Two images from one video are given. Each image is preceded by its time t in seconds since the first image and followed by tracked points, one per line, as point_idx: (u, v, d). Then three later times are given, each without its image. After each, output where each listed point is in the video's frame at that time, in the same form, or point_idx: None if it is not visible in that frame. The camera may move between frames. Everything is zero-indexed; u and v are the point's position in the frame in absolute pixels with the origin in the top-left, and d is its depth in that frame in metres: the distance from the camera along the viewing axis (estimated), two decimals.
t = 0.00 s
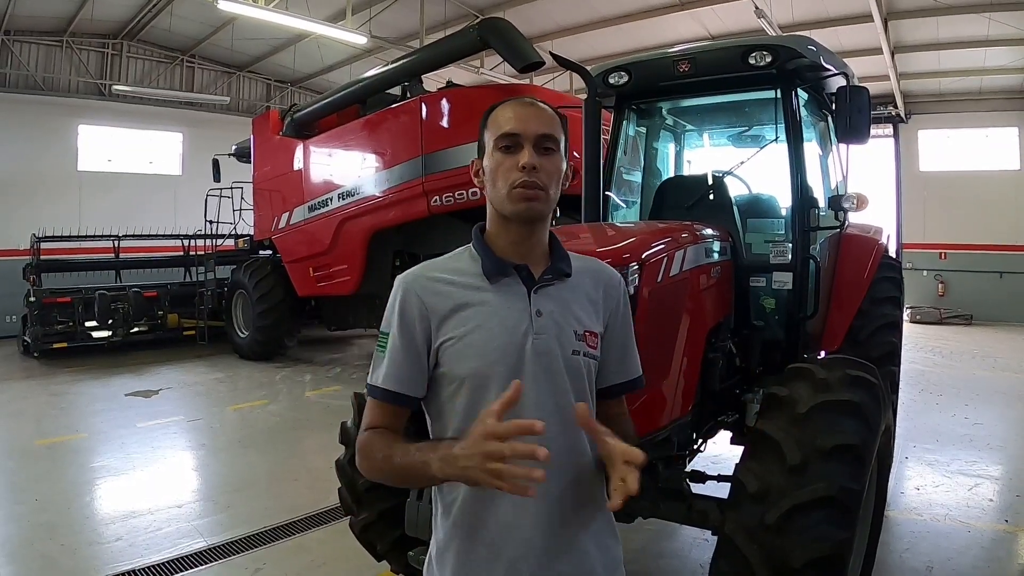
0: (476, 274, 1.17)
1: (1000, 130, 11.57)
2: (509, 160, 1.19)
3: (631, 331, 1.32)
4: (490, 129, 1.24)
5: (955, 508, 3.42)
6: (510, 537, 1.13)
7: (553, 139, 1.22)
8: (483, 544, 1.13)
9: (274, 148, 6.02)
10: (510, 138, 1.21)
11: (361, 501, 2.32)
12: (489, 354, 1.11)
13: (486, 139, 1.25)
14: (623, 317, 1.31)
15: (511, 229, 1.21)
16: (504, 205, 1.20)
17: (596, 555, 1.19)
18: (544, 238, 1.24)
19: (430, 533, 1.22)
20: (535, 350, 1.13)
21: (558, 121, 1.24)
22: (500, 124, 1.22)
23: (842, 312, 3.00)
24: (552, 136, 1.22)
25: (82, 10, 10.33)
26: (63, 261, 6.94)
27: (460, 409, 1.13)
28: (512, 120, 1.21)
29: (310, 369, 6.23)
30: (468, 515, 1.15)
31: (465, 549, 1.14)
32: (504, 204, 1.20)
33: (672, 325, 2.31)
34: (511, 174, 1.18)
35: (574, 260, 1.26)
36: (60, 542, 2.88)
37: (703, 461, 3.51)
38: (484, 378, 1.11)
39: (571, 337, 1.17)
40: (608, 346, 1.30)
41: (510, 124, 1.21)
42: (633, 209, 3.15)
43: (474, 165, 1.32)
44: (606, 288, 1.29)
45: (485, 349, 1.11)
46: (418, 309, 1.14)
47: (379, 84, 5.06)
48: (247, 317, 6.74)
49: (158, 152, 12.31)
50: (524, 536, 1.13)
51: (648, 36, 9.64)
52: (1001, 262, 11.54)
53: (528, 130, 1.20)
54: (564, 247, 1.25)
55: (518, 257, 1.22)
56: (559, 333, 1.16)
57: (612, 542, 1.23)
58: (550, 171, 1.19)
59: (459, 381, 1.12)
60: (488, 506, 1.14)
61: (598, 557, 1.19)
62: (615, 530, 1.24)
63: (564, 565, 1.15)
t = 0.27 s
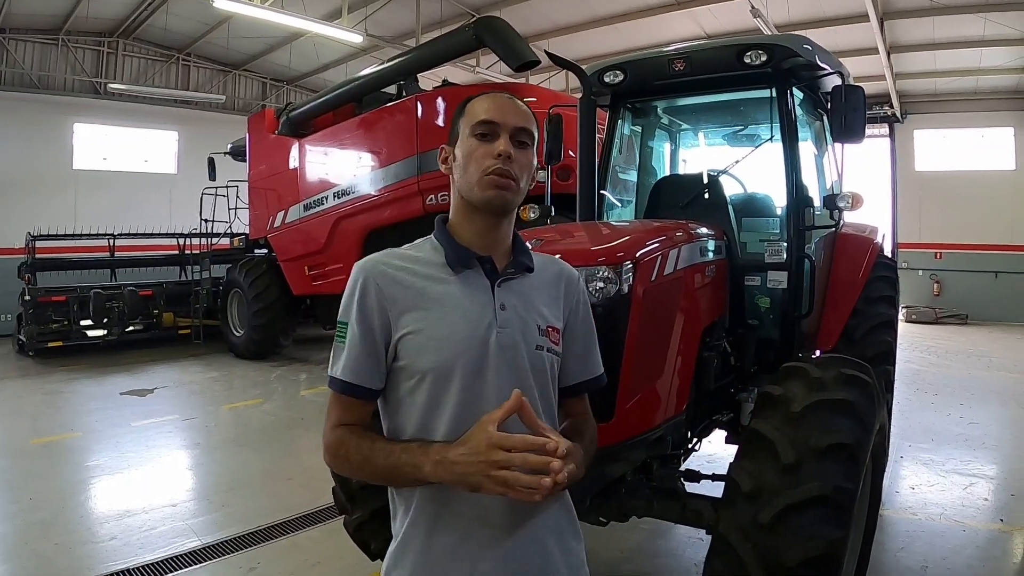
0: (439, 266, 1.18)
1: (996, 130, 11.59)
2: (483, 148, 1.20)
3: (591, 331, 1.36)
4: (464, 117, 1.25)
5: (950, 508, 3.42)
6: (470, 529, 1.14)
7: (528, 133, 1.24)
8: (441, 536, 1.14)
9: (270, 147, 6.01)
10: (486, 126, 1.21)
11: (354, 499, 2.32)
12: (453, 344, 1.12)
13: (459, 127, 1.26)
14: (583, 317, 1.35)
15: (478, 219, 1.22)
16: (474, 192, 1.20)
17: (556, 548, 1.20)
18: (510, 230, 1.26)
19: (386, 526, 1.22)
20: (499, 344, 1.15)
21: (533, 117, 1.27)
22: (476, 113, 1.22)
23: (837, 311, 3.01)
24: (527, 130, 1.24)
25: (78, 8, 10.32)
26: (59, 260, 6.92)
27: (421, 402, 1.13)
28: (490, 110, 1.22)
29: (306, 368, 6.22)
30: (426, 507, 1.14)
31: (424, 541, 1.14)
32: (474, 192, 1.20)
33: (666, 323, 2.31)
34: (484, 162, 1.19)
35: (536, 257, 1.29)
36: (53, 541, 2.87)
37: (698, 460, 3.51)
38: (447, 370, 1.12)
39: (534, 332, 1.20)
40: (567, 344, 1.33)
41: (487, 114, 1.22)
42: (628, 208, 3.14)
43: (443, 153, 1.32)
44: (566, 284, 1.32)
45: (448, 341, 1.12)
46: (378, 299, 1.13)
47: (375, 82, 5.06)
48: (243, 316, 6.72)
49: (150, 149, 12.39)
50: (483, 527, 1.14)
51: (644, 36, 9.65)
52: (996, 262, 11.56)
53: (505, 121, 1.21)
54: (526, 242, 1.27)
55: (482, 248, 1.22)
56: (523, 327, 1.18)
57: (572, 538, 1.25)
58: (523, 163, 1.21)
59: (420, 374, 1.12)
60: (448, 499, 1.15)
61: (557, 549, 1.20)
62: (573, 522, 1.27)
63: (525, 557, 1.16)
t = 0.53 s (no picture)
0: (418, 270, 1.19)
1: (993, 135, 11.63)
2: (463, 152, 1.20)
3: (584, 337, 1.32)
4: (445, 119, 1.25)
5: (946, 512, 3.42)
6: (436, 532, 1.16)
7: (510, 137, 1.23)
8: (407, 536, 1.16)
9: (268, 147, 6.01)
10: (467, 130, 1.22)
11: (349, 501, 2.31)
12: (426, 351, 1.13)
13: (440, 130, 1.26)
14: (576, 322, 1.31)
15: (458, 223, 1.22)
16: (454, 197, 1.20)
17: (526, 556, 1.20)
18: (492, 235, 1.25)
19: (360, 521, 1.25)
20: (472, 350, 1.15)
21: (516, 120, 1.26)
22: (456, 116, 1.22)
23: (833, 315, 3.01)
24: (509, 134, 1.24)
25: (78, 6, 10.30)
26: (55, 258, 6.90)
27: (394, 407, 1.15)
28: (469, 114, 1.22)
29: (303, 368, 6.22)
30: (394, 507, 1.17)
31: (390, 540, 1.16)
32: (454, 196, 1.20)
33: (663, 326, 2.31)
34: (464, 166, 1.19)
35: (522, 261, 1.28)
36: (47, 541, 2.86)
37: (693, 463, 3.51)
38: (418, 377, 1.14)
39: (512, 338, 1.19)
40: (558, 351, 1.30)
41: (467, 118, 1.22)
42: (626, 211, 3.14)
43: (427, 156, 1.32)
44: (555, 290, 1.30)
45: (421, 347, 1.13)
46: (355, 304, 1.15)
47: (374, 83, 5.05)
48: (239, 316, 6.71)
49: (147, 148, 12.37)
50: (450, 532, 1.15)
51: (642, 39, 9.67)
52: (993, 267, 11.58)
53: (485, 125, 1.21)
54: (510, 247, 1.26)
55: (462, 254, 1.23)
56: (500, 334, 1.18)
57: (547, 547, 1.24)
58: (503, 167, 1.21)
59: (395, 379, 1.14)
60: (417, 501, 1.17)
61: (528, 557, 1.20)
62: (549, 530, 1.26)
63: (492, 562, 1.16)
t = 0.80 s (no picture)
0: (415, 271, 1.21)
1: (990, 137, 11.66)
2: (456, 153, 1.21)
3: (589, 338, 1.27)
4: (441, 120, 1.25)
5: (941, 513, 3.43)
6: (425, 532, 1.16)
7: (504, 136, 1.22)
8: (399, 533, 1.17)
9: (265, 146, 6.00)
10: (460, 131, 1.22)
11: (345, 500, 2.32)
12: (419, 351, 1.15)
13: (438, 131, 1.26)
14: (581, 323, 1.27)
15: (454, 225, 1.22)
16: (448, 199, 1.21)
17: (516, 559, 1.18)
18: (492, 236, 1.25)
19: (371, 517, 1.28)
20: (463, 350, 1.15)
21: (512, 118, 1.24)
22: (450, 116, 1.22)
23: (830, 316, 3.01)
24: (504, 132, 1.22)
25: (75, 4, 10.28)
26: (51, 256, 6.89)
27: (391, 406, 1.17)
28: (463, 114, 1.22)
29: (299, 367, 6.21)
30: (388, 502, 1.19)
31: (383, 536, 1.18)
32: (449, 198, 1.21)
33: (659, 326, 2.31)
34: (456, 169, 1.19)
35: (523, 260, 1.25)
36: (44, 539, 2.85)
37: (689, 463, 3.51)
38: (412, 377, 1.15)
39: (508, 339, 1.17)
40: (563, 354, 1.26)
41: (461, 118, 1.22)
42: (623, 211, 3.14)
43: (426, 156, 1.33)
44: (560, 291, 1.26)
45: (415, 347, 1.15)
46: (356, 306, 1.19)
47: (371, 82, 5.05)
48: (235, 315, 6.71)
49: (144, 147, 12.30)
50: (439, 532, 1.15)
51: (639, 39, 9.68)
52: (989, 268, 11.61)
53: (478, 125, 1.21)
54: (510, 245, 1.25)
55: (460, 256, 1.23)
56: (492, 334, 1.16)
57: (543, 556, 1.21)
58: (497, 168, 1.20)
59: (390, 379, 1.17)
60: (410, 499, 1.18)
61: (521, 564, 1.18)
62: (547, 538, 1.23)
63: (480, 566, 1.15)
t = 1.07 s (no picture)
0: (421, 271, 1.22)
1: (984, 135, 11.70)
2: (460, 153, 1.21)
3: (598, 337, 1.26)
4: (443, 120, 1.25)
5: (936, 510, 3.44)
6: (430, 530, 1.16)
7: (508, 133, 1.22)
8: (404, 530, 1.18)
9: (259, 144, 5.99)
10: (462, 130, 1.22)
11: (340, 498, 2.31)
12: (425, 349, 1.15)
13: (440, 131, 1.26)
14: (589, 321, 1.26)
15: (461, 225, 1.22)
16: (454, 200, 1.21)
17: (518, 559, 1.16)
18: (499, 234, 1.25)
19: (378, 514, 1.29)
20: (469, 350, 1.15)
21: (514, 114, 1.24)
22: (452, 116, 1.22)
23: (823, 313, 3.02)
24: (506, 130, 1.22)
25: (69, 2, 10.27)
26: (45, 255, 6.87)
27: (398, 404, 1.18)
28: (465, 113, 1.22)
29: (294, 366, 6.21)
30: (395, 499, 1.19)
31: (388, 534, 1.18)
32: (454, 199, 1.21)
33: (653, 323, 2.31)
34: (460, 168, 1.19)
35: (531, 259, 1.25)
36: (38, 538, 2.85)
37: (684, 460, 3.52)
38: (419, 375, 1.15)
39: (514, 339, 1.16)
40: (572, 353, 1.25)
41: (462, 117, 1.21)
42: (617, 209, 3.14)
43: (429, 156, 1.33)
44: (568, 290, 1.25)
45: (421, 345, 1.16)
46: (364, 305, 1.21)
47: (365, 81, 5.04)
48: (230, 313, 6.70)
49: (139, 145, 12.39)
50: (443, 530, 1.15)
51: (634, 37, 9.69)
52: (983, 266, 11.63)
53: (480, 124, 1.20)
54: (518, 243, 1.25)
55: (467, 256, 1.23)
56: (499, 334, 1.16)
57: (548, 558, 1.19)
58: (501, 166, 1.20)
59: (397, 377, 1.17)
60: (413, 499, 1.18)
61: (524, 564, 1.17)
62: (552, 540, 1.21)
63: (484, 565, 1.14)
